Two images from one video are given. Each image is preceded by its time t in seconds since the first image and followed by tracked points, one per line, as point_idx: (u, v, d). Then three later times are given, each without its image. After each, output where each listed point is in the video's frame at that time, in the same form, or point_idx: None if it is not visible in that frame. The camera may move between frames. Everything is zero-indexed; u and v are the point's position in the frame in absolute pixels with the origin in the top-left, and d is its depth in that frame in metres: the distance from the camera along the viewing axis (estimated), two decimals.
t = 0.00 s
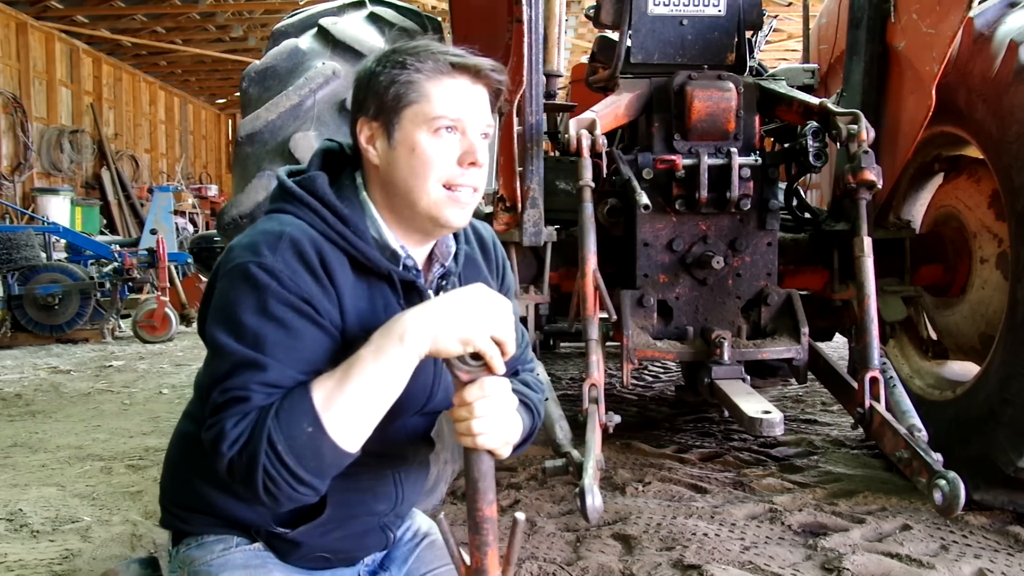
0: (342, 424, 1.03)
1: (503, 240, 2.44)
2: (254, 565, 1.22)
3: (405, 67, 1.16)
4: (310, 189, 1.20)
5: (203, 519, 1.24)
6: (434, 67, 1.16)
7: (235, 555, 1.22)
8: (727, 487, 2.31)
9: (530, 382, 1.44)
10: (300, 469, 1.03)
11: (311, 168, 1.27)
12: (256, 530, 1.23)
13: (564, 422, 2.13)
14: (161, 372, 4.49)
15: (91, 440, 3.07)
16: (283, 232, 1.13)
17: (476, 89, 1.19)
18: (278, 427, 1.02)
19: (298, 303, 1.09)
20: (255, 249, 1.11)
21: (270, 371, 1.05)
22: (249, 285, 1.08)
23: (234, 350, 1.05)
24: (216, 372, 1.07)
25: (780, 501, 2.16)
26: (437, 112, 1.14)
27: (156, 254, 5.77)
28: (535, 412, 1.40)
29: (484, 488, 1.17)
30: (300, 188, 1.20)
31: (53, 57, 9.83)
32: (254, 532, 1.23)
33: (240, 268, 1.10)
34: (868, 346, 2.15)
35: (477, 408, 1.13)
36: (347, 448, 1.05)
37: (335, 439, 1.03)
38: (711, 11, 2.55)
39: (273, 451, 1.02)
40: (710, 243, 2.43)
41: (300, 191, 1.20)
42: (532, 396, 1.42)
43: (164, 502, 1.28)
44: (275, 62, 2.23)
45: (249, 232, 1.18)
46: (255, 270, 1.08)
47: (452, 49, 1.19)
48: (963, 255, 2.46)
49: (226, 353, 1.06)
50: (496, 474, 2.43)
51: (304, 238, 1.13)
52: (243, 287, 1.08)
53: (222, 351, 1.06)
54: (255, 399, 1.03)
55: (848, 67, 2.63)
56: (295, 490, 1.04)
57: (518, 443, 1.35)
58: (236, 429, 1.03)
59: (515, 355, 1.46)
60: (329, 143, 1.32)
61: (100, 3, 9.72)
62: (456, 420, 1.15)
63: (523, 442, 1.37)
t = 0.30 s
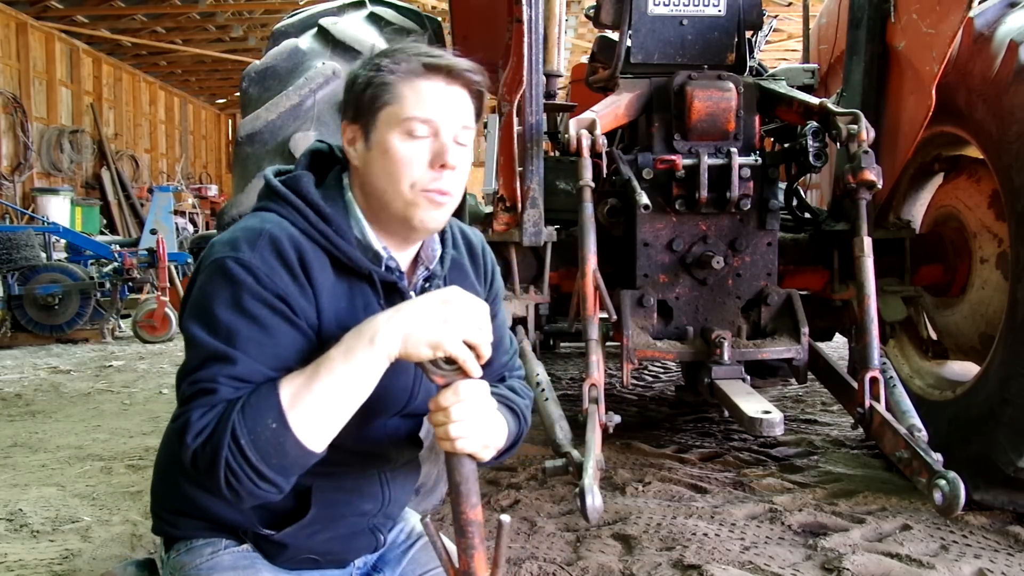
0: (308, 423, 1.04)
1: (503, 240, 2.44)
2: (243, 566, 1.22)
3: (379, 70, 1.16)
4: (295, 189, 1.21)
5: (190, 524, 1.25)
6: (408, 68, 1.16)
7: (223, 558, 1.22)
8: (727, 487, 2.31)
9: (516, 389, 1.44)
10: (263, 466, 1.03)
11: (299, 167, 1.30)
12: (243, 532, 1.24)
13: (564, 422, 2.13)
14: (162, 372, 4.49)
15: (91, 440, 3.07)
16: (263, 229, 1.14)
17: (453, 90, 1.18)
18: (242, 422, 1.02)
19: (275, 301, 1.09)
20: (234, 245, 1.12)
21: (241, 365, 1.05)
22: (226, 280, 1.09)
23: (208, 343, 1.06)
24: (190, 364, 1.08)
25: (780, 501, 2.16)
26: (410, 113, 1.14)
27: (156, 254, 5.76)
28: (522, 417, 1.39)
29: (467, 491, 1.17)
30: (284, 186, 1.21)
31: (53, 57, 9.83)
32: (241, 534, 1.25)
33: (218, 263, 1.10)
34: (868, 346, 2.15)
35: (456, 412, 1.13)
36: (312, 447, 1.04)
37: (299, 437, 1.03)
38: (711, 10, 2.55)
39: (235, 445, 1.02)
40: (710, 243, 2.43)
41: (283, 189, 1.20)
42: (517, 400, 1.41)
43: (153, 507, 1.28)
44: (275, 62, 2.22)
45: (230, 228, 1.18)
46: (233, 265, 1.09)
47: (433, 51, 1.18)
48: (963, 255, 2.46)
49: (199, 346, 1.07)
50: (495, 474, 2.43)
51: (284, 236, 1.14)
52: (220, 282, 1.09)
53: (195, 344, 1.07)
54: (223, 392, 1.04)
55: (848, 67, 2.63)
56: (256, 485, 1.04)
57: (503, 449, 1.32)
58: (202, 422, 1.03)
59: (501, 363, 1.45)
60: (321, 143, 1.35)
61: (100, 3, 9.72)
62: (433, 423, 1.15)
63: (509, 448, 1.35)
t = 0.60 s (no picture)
0: (318, 445, 1.03)
1: (503, 240, 2.44)
2: (239, 567, 1.22)
3: (371, 84, 1.19)
4: (287, 205, 1.22)
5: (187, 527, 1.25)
6: (394, 83, 1.17)
7: (219, 559, 1.22)
8: (727, 487, 2.31)
9: (520, 395, 1.44)
10: (273, 486, 1.03)
11: (292, 178, 1.31)
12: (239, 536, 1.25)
13: (564, 422, 2.13)
14: (161, 372, 4.49)
15: (91, 440, 3.07)
16: (258, 248, 1.14)
17: (440, 110, 1.17)
18: (250, 446, 1.02)
19: (270, 322, 1.09)
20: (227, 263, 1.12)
21: (244, 386, 1.05)
22: (220, 300, 1.09)
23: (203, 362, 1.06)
24: (191, 385, 1.08)
25: (780, 501, 2.16)
26: (390, 129, 1.14)
27: (156, 254, 5.77)
28: (527, 423, 1.39)
29: (475, 503, 1.16)
30: (276, 204, 1.21)
31: (53, 57, 9.83)
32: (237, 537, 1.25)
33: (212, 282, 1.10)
34: (869, 346, 2.15)
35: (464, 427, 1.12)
36: (321, 466, 1.04)
37: (307, 457, 1.03)
38: (711, 11, 2.55)
39: (245, 468, 1.02)
40: (710, 243, 2.43)
41: (276, 206, 1.21)
42: (523, 407, 1.41)
43: (150, 512, 1.29)
44: (275, 62, 2.22)
45: (220, 245, 1.18)
46: (228, 285, 1.09)
47: (426, 67, 1.18)
48: (963, 255, 2.46)
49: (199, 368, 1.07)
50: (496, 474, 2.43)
51: (274, 253, 1.14)
52: (216, 302, 1.09)
53: (195, 365, 1.07)
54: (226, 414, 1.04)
55: (848, 67, 2.63)
56: (267, 506, 1.05)
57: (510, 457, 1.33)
58: (208, 446, 1.03)
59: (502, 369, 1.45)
60: (316, 153, 1.36)
61: (100, 3, 9.73)
62: (442, 434, 1.14)
63: (518, 455, 1.36)
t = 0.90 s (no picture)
0: (272, 461, 1.03)
1: (503, 240, 2.44)
2: (240, 568, 1.24)
3: (372, 83, 1.19)
4: (287, 206, 1.22)
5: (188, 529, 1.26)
6: (397, 81, 1.17)
7: (220, 559, 1.24)
8: (727, 487, 2.31)
9: (523, 404, 1.45)
10: (226, 500, 1.03)
11: (294, 179, 1.31)
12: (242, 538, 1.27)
13: (564, 422, 2.13)
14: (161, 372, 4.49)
15: (91, 440, 3.07)
16: (247, 250, 1.14)
17: (443, 109, 1.17)
18: (205, 458, 1.03)
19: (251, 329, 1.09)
20: (216, 265, 1.12)
21: (210, 397, 1.06)
22: (205, 304, 1.09)
23: (180, 370, 1.07)
24: (166, 385, 1.09)
25: (780, 501, 2.16)
26: (391, 128, 1.14)
27: (156, 254, 5.77)
28: (526, 438, 1.39)
29: (453, 518, 1.12)
30: (274, 205, 1.22)
31: (53, 58, 9.83)
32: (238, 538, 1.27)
33: (199, 284, 1.11)
34: (868, 346, 2.15)
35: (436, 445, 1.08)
36: (278, 482, 1.04)
37: (262, 472, 1.03)
38: (711, 11, 2.55)
39: (201, 479, 1.03)
40: (710, 243, 2.43)
41: (273, 207, 1.21)
42: (524, 417, 1.41)
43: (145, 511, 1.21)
44: (276, 62, 2.22)
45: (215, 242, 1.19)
46: (213, 288, 1.09)
47: (429, 66, 1.19)
48: (963, 255, 2.46)
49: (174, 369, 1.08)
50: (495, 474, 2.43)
51: (266, 258, 1.14)
52: (200, 304, 1.09)
53: (170, 368, 1.08)
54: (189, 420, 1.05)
55: (848, 67, 2.63)
56: (222, 517, 1.05)
57: (504, 468, 1.34)
58: (167, 451, 1.05)
59: (505, 378, 1.45)
60: (320, 152, 1.37)
61: (100, 3, 9.73)
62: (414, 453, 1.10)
63: (514, 466, 1.37)
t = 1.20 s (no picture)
0: (228, 456, 1.02)
1: (503, 240, 2.44)
2: (239, 567, 1.25)
3: (369, 79, 1.20)
4: (283, 201, 1.23)
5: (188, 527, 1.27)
6: (394, 75, 1.18)
7: (219, 559, 1.25)
8: (727, 487, 2.31)
9: (518, 411, 1.43)
10: (181, 490, 1.02)
11: (291, 174, 1.32)
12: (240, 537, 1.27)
13: (564, 422, 2.14)
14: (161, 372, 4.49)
15: (91, 440, 3.07)
16: (235, 243, 1.14)
17: (440, 102, 1.18)
18: (164, 445, 1.02)
19: (235, 322, 1.09)
20: (204, 257, 1.13)
21: (181, 385, 1.06)
22: (191, 295, 1.09)
23: (158, 358, 1.07)
24: (142, 371, 1.09)
25: (780, 501, 2.16)
26: (389, 121, 1.14)
27: (156, 254, 5.77)
28: (520, 444, 1.39)
29: (437, 530, 1.11)
30: (268, 199, 1.22)
31: (53, 58, 9.83)
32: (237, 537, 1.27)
33: (187, 275, 1.11)
34: (869, 346, 2.15)
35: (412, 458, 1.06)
36: (235, 480, 1.03)
37: (220, 466, 1.02)
38: (711, 10, 2.55)
39: (157, 466, 1.02)
40: (710, 243, 2.43)
41: (267, 201, 1.22)
42: (517, 424, 1.40)
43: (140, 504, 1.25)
44: (276, 62, 2.22)
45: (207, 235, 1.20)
46: (200, 279, 1.10)
47: (425, 62, 1.20)
48: (963, 255, 2.46)
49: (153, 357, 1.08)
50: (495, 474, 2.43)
51: (256, 252, 1.14)
52: (187, 295, 1.10)
53: (149, 356, 1.08)
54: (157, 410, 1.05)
55: (848, 67, 2.63)
56: (174, 507, 1.04)
57: (497, 476, 1.34)
58: (131, 433, 1.05)
59: (501, 381, 1.45)
60: (317, 150, 1.37)
61: (100, 3, 9.73)
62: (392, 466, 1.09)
63: (506, 474, 1.37)
